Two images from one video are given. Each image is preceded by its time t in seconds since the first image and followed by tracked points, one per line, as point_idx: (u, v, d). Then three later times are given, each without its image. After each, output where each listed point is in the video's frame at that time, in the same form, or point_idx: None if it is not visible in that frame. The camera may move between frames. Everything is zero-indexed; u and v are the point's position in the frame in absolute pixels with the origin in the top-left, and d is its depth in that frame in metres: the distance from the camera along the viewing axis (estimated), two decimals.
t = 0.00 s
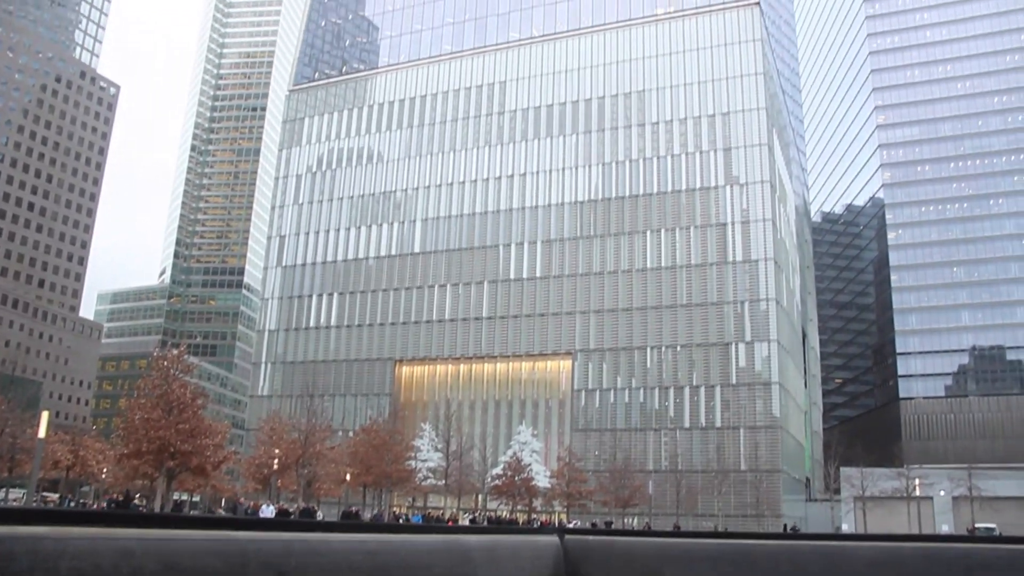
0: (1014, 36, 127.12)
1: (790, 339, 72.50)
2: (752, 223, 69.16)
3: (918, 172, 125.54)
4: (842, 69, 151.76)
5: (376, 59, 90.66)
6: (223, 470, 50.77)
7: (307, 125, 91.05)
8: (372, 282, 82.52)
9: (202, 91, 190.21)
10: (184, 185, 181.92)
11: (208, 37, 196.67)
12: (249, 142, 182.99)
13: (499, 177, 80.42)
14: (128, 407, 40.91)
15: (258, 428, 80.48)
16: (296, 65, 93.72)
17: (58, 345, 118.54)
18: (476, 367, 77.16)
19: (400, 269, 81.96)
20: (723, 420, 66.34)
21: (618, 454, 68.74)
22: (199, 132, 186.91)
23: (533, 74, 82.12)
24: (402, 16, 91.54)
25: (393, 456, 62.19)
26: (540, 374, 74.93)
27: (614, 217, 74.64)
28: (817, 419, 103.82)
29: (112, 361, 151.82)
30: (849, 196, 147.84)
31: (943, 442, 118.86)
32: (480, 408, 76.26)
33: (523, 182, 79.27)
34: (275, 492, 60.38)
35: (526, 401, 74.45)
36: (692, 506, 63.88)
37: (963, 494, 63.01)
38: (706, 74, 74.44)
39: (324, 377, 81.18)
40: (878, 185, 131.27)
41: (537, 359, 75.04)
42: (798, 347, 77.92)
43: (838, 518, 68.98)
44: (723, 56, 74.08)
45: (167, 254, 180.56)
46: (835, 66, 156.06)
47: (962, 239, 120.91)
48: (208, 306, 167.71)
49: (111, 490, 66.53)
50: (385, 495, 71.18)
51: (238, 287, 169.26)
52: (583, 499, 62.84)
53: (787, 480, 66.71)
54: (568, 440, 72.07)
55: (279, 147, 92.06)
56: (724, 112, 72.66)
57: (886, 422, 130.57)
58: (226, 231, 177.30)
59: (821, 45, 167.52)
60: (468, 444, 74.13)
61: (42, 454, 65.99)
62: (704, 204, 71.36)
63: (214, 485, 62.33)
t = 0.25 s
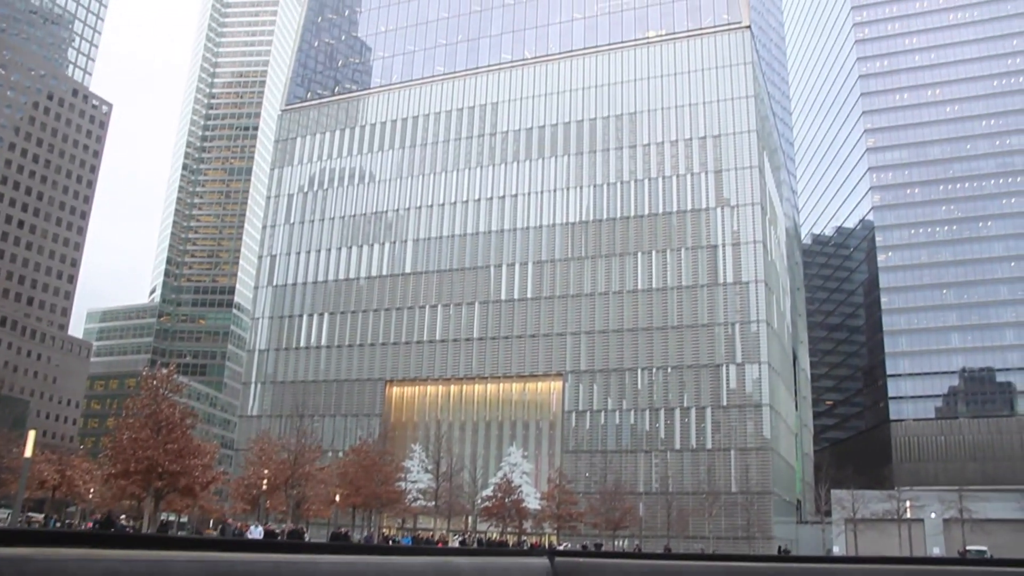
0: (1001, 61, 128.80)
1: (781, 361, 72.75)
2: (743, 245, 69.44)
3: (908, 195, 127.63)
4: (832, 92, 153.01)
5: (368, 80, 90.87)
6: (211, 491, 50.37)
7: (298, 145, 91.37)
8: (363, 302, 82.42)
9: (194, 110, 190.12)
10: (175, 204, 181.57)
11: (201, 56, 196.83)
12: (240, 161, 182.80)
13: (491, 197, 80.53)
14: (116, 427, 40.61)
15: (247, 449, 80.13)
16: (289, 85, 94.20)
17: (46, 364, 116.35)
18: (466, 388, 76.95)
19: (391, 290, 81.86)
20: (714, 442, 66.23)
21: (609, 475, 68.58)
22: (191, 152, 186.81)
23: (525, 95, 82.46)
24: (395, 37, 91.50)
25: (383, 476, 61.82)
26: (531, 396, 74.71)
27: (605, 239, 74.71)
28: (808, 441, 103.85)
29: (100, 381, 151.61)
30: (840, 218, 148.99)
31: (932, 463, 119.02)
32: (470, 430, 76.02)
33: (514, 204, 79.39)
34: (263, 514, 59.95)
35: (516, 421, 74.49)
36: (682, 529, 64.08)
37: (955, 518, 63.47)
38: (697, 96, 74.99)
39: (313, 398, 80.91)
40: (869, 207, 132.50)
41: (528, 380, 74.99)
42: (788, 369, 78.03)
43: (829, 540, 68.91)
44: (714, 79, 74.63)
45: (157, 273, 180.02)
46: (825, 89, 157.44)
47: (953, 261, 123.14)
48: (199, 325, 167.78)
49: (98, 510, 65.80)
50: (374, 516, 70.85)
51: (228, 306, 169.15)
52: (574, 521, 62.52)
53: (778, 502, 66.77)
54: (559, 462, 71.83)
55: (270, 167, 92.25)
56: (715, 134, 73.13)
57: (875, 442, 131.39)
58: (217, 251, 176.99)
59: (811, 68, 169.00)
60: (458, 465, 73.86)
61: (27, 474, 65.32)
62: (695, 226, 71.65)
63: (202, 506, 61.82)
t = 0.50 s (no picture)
0: (996, 81, 129.97)
1: (778, 380, 72.70)
2: (740, 264, 69.61)
3: (905, 214, 128.57)
4: (829, 111, 153.62)
5: (366, 99, 91.23)
6: (208, 510, 50.12)
7: (296, 164, 91.76)
8: (360, 321, 82.34)
9: (192, 128, 189.95)
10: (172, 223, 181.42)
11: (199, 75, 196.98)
12: (238, 180, 182.88)
13: (488, 217, 80.70)
14: (112, 446, 40.35)
15: (244, 468, 79.99)
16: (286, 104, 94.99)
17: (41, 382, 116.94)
18: (464, 407, 76.94)
19: (389, 309, 81.78)
20: (711, 462, 66.07)
21: (606, 494, 68.35)
22: (188, 170, 186.93)
23: (522, 115, 82.79)
24: (393, 56, 91.65)
25: (380, 496, 61.56)
26: (528, 415, 74.47)
27: (603, 258, 74.69)
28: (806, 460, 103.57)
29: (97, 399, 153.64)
30: (836, 238, 149.43)
31: (931, 483, 120.50)
32: (468, 449, 75.84)
33: (512, 223, 79.52)
34: (259, 533, 59.70)
35: (513, 440, 74.18)
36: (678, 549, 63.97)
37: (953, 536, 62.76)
38: (694, 115, 75.41)
39: (310, 417, 80.83)
40: (864, 226, 133.04)
41: (526, 400, 74.79)
42: (786, 389, 77.95)
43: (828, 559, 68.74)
44: (710, 98, 75.11)
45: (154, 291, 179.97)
46: (822, 109, 158.22)
47: (950, 280, 123.84)
48: (196, 343, 168.06)
49: (93, 530, 65.40)
50: (371, 535, 70.73)
51: (226, 324, 169.38)
52: (571, 541, 62.16)
53: (776, 521, 66.79)
54: (556, 481, 71.62)
55: (268, 187, 92.68)
56: (712, 153, 73.50)
57: (875, 461, 131.56)
58: (215, 269, 176.57)
59: (808, 87, 169.77)
60: (455, 484, 73.76)
61: (22, 492, 65.04)
62: (692, 246, 71.74)
63: (199, 526, 61.40)
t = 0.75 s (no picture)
0: (992, 96, 131.07)
1: (777, 394, 72.58)
2: (739, 278, 69.71)
3: (903, 228, 129.52)
4: (827, 126, 154.09)
5: (365, 114, 91.51)
6: (206, 525, 49.97)
7: (295, 179, 92.06)
8: (359, 336, 82.25)
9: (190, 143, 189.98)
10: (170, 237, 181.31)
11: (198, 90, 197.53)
12: (236, 195, 183.13)
13: (486, 232, 80.76)
14: (109, 461, 40.10)
15: (242, 483, 79.84)
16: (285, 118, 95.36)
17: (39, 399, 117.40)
18: (462, 422, 76.58)
19: (387, 323, 81.69)
20: (711, 477, 65.92)
21: (606, 510, 68.20)
22: (187, 185, 187.25)
23: (522, 129, 83.00)
24: (391, 71, 91.86)
25: (378, 511, 61.31)
26: (528, 430, 74.20)
27: (601, 273, 74.71)
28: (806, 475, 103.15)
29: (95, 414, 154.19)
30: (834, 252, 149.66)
31: (933, 498, 121.40)
32: (466, 464, 75.50)
33: (510, 237, 79.58)
34: (257, 549, 59.35)
35: (512, 455, 73.88)
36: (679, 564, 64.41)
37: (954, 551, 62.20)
38: (692, 130, 75.67)
39: (309, 432, 80.73)
40: (862, 240, 133.59)
41: (525, 414, 74.50)
42: (784, 403, 77.77)
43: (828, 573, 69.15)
44: (709, 113, 75.45)
45: (152, 306, 179.90)
46: (821, 123, 158.75)
47: (948, 294, 124.95)
48: (193, 358, 168.10)
49: (90, 545, 65.14)
50: (369, 551, 70.59)
51: (224, 339, 169.29)
52: (571, 556, 61.97)
53: (776, 536, 66.76)
54: (555, 496, 71.36)
55: (267, 202, 92.92)
56: (710, 168, 73.74)
57: (875, 477, 131.88)
58: (213, 284, 176.45)
59: (806, 102, 170.27)
60: (454, 500, 73.66)
61: (19, 508, 64.87)
62: (691, 261, 71.75)
63: (197, 541, 61.11)
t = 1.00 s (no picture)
0: (989, 112, 132.30)
1: (776, 411, 72.37)
2: (738, 294, 69.74)
3: (901, 244, 130.07)
4: (826, 142, 154.63)
5: (364, 129, 91.78)
6: (203, 540, 49.71)
7: (294, 194, 92.29)
8: (357, 351, 82.17)
9: (190, 158, 190.27)
10: (169, 252, 181.22)
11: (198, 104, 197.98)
12: (236, 210, 183.37)
13: (485, 247, 80.76)
14: (107, 475, 39.97)
15: (239, 498, 79.56)
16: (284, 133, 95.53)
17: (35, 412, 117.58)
18: (460, 438, 76.46)
19: (386, 339, 81.57)
20: (710, 493, 65.76)
21: (604, 526, 67.91)
22: (187, 200, 187.46)
23: (521, 145, 83.23)
24: (391, 87, 92.19)
25: (376, 527, 60.96)
26: (526, 445, 73.89)
27: (600, 288, 74.70)
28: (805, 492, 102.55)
29: (93, 427, 152.95)
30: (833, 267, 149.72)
31: (933, 513, 121.32)
32: (464, 479, 75.30)
33: (509, 253, 79.60)
34: (253, 565, 58.88)
35: (510, 472, 73.63)
36: None
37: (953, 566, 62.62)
38: (691, 146, 75.92)
39: (307, 447, 80.48)
40: (860, 256, 133.92)
41: (524, 430, 74.23)
42: (783, 420, 77.46)
43: None
44: (707, 129, 75.74)
45: (150, 320, 179.84)
46: (820, 140, 159.26)
47: (947, 310, 125.44)
48: (192, 372, 168.12)
49: (86, 560, 64.80)
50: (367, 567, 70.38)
51: (222, 354, 169.13)
52: (569, 572, 61.59)
53: (775, 552, 66.58)
54: (554, 512, 71.05)
55: (267, 216, 93.04)
56: (709, 184, 73.92)
57: (875, 493, 131.45)
58: (212, 298, 176.40)
59: (805, 119, 170.85)
60: (452, 516, 73.40)
61: (15, 522, 64.59)
62: (690, 277, 71.74)
63: (193, 557, 60.68)
